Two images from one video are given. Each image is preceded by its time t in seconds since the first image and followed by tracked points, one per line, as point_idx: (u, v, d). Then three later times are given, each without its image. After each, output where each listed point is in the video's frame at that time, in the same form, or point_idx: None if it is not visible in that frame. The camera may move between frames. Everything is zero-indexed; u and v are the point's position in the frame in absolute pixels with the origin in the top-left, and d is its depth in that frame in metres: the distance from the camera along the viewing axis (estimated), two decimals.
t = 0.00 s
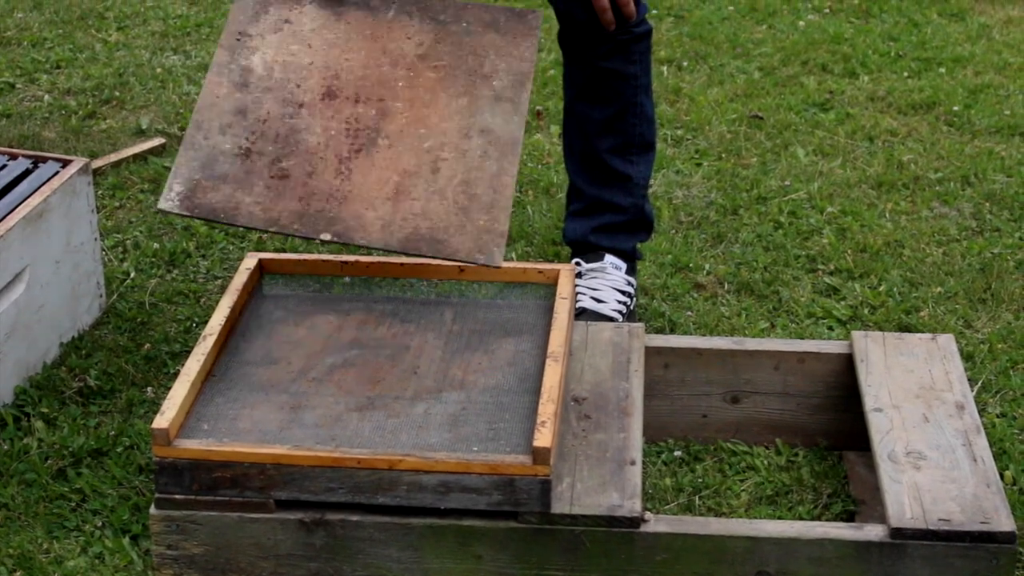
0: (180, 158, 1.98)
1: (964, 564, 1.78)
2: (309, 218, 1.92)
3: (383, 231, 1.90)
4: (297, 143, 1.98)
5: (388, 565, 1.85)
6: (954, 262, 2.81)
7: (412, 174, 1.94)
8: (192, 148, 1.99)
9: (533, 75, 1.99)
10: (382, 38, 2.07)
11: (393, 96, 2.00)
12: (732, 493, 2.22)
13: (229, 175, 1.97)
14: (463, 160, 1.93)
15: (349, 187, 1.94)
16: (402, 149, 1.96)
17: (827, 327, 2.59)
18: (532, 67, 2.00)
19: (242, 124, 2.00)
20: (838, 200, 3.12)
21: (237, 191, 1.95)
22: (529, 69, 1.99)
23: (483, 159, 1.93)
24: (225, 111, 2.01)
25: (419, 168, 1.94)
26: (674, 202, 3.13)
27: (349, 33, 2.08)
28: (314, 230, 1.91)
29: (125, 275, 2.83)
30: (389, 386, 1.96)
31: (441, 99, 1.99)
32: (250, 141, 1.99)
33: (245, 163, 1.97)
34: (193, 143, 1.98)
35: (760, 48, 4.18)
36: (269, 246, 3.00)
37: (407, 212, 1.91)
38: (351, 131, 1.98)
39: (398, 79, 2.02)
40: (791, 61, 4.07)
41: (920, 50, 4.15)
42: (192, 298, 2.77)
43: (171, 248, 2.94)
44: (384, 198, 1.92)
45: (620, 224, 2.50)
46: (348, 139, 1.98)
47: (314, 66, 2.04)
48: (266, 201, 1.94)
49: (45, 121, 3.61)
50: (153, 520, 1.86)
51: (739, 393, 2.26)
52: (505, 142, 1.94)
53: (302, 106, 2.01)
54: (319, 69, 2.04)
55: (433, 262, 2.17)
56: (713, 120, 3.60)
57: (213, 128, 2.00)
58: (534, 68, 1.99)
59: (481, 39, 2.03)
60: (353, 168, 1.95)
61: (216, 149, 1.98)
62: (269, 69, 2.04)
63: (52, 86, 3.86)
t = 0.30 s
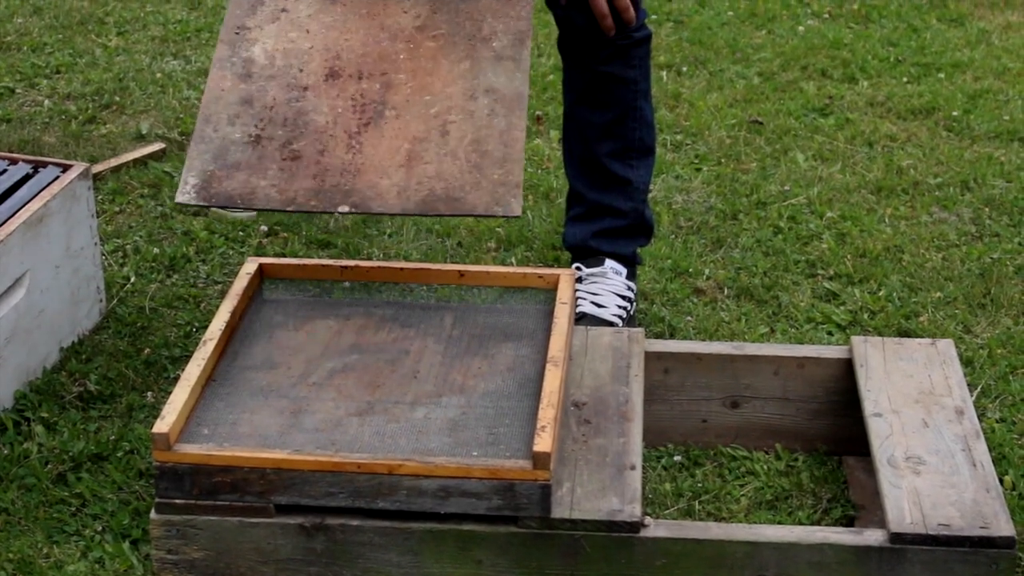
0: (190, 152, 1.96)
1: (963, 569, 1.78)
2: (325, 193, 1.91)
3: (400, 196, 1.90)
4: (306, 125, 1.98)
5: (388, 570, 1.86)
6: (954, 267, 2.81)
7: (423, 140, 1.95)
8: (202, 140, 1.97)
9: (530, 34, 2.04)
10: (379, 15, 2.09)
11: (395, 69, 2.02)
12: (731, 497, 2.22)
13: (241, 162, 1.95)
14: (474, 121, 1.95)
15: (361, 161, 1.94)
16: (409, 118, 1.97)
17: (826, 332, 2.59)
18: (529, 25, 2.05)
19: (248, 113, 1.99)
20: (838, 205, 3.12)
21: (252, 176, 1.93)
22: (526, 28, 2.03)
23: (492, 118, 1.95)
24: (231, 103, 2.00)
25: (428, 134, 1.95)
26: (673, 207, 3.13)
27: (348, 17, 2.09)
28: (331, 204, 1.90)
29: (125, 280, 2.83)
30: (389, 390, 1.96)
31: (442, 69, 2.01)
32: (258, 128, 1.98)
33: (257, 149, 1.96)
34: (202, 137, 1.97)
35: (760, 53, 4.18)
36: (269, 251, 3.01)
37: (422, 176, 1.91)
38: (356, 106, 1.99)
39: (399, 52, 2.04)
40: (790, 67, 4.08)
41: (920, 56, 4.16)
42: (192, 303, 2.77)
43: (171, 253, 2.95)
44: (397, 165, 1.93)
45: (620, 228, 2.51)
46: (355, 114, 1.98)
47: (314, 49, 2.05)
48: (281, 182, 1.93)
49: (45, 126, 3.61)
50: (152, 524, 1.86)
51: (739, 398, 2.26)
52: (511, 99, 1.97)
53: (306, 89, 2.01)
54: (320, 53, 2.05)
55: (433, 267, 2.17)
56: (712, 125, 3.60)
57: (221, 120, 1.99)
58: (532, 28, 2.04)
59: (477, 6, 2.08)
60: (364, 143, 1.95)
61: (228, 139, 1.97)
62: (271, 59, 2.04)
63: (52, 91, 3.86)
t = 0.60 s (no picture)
0: (184, 132, 1.92)
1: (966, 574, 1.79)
2: (322, 177, 1.86)
3: (399, 184, 1.85)
4: (306, 111, 1.93)
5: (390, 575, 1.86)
6: (955, 272, 2.81)
7: (429, 132, 1.90)
8: (197, 121, 1.93)
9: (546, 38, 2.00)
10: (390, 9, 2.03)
11: (403, 63, 1.97)
12: (733, 502, 2.22)
13: (236, 145, 1.91)
14: (483, 116, 1.90)
15: (361, 149, 1.89)
16: (416, 110, 1.92)
17: (828, 336, 2.59)
18: (546, 28, 2.00)
19: (248, 94, 1.95)
20: (839, 210, 3.12)
21: (246, 158, 1.89)
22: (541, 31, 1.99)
23: (502, 115, 1.91)
24: (230, 85, 1.96)
25: (434, 126, 1.90)
26: (675, 211, 3.13)
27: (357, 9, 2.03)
28: (328, 187, 1.85)
29: (127, 284, 2.83)
30: (391, 395, 1.96)
31: (452, 65, 1.97)
32: (256, 112, 1.93)
33: (253, 132, 1.91)
34: (197, 118, 1.93)
35: (761, 58, 4.18)
36: (270, 256, 3.01)
37: (425, 166, 1.86)
38: (361, 97, 1.94)
39: (408, 47, 1.99)
40: (792, 71, 4.08)
41: (921, 60, 4.16)
42: (194, 307, 2.77)
43: (172, 257, 2.95)
44: (399, 155, 1.88)
45: (621, 233, 2.51)
46: (359, 105, 1.93)
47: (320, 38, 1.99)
48: (277, 167, 1.88)
49: (47, 130, 3.61)
50: (155, 528, 1.86)
51: (740, 402, 2.26)
52: (524, 96, 1.92)
53: (310, 78, 1.96)
54: (325, 45, 1.99)
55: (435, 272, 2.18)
56: (714, 130, 3.60)
57: (217, 102, 1.95)
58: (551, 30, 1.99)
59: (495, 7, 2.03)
60: (366, 132, 1.90)
61: (223, 121, 1.92)
62: (275, 47, 1.99)
63: (54, 95, 3.86)
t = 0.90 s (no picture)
0: (182, 125, 2.09)
1: None
2: (315, 148, 2.00)
3: (391, 143, 1.98)
4: (300, 96, 2.12)
5: None
6: (954, 275, 2.81)
7: (417, 99, 2.05)
8: (193, 115, 2.11)
9: (531, 8, 2.19)
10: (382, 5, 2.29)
11: (394, 44, 2.17)
12: (732, 505, 2.22)
13: (232, 131, 2.07)
14: (469, 79, 2.05)
15: (354, 121, 2.04)
16: (404, 82, 2.09)
17: (827, 339, 2.59)
18: None
19: (242, 92, 2.15)
20: (838, 212, 3.12)
21: (241, 140, 2.04)
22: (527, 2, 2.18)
23: (488, 77, 2.05)
24: (226, 84, 2.17)
25: (421, 93, 2.06)
26: (674, 214, 3.13)
27: (350, 10, 2.30)
28: (321, 155, 1.98)
29: (126, 288, 2.83)
30: (390, 398, 1.96)
31: (440, 41, 2.16)
32: (251, 104, 2.12)
33: (248, 119, 2.08)
34: (194, 112, 2.11)
35: (760, 61, 4.18)
36: (270, 259, 3.01)
37: (414, 127, 2.00)
38: (353, 78, 2.12)
39: (398, 31, 2.20)
40: (791, 74, 4.08)
41: (920, 63, 4.16)
42: (193, 311, 2.77)
43: (171, 261, 2.95)
44: (390, 121, 2.03)
45: (620, 235, 2.51)
46: (350, 85, 2.11)
47: (314, 36, 2.24)
48: (270, 144, 2.03)
49: (47, 134, 3.61)
50: (154, 532, 1.86)
51: (739, 405, 2.26)
52: (510, 57, 2.08)
53: (305, 69, 2.17)
54: (319, 38, 2.23)
55: (434, 274, 2.17)
56: (713, 132, 3.60)
57: (213, 99, 2.14)
58: (535, 0, 2.19)
59: None
60: (357, 107, 2.07)
61: (219, 113, 2.11)
62: (269, 48, 2.24)
63: (54, 99, 3.86)
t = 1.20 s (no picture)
0: (163, 80, 2.36)
1: None
2: (279, 115, 2.21)
3: (348, 122, 2.17)
4: (271, 69, 2.33)
5: None
6: (949, 277, 2.81)
7: (377, 87, 2.23)
8: (175, 74, 2.37)
9: (487, 22, 2.35)
10: None
11: (362, 38, 2.35)
12: (727, 507, 2.22)
13: (207, 90, 2.31)
14: (425, 76, 2.23)
15: (316, 97, 2.24)
16: (367, 71, 2.27)
17: (822, 341, 2.59)
18: (486, 15, 2.37)
19: (221, 60, 2.38)
20: (833, 215, 3.12)
21: (213, 100, 2.28)
22: (484, 16, 2.35)
23: (442, 76, 2.23)
24: (207, 50, 2.41)
25: (381, 82, 2.24)
26: (669, 216, 3.13)
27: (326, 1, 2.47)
28: (283, 122, 2.20)
29: (121, 290, 2.83)
30: (385, 401, 1.97)
31: (403, 40, 2.34)
32: (228, 70, 2.35)
33: (223, 83, 2.32)
34: (176, 71, 2.37)
35: (755, 64, 4.18)
36: (265, 262, 3.01)
37: (370, 109, 2.18)
38: (321, 61, 2.32)
39: (367, 27, 2.37)
40: (786, 77, 4.08)
41: (915, 66, 4.16)
42: (188, 313, 2.77)
43: (166, 263, 2.95)
44: (349, 102, 2.21)
45: (618, 238, 2.51)
46: (318, 67, 2.31)
47: (291, 19, 2.44)
48: (240, 107, 2.25)
49: (41, 137, 3.61)
50: (149, 534, 1.86)
51: (734, 407, 2.26)
52: (463, 62, 2.25)
53: (278, 47, 2.38)
54: (295, 24, 2.43)
55: (427, 277, 2.18)
56: (707, 135, 3.60)
57: (196, 62, 2.39)
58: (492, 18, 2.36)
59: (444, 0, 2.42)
60: (321, 86, 2.26)
61: (196, 74, 2.36)
62: (250, 24, 2.45)
63: (49, 102, 3.86)
